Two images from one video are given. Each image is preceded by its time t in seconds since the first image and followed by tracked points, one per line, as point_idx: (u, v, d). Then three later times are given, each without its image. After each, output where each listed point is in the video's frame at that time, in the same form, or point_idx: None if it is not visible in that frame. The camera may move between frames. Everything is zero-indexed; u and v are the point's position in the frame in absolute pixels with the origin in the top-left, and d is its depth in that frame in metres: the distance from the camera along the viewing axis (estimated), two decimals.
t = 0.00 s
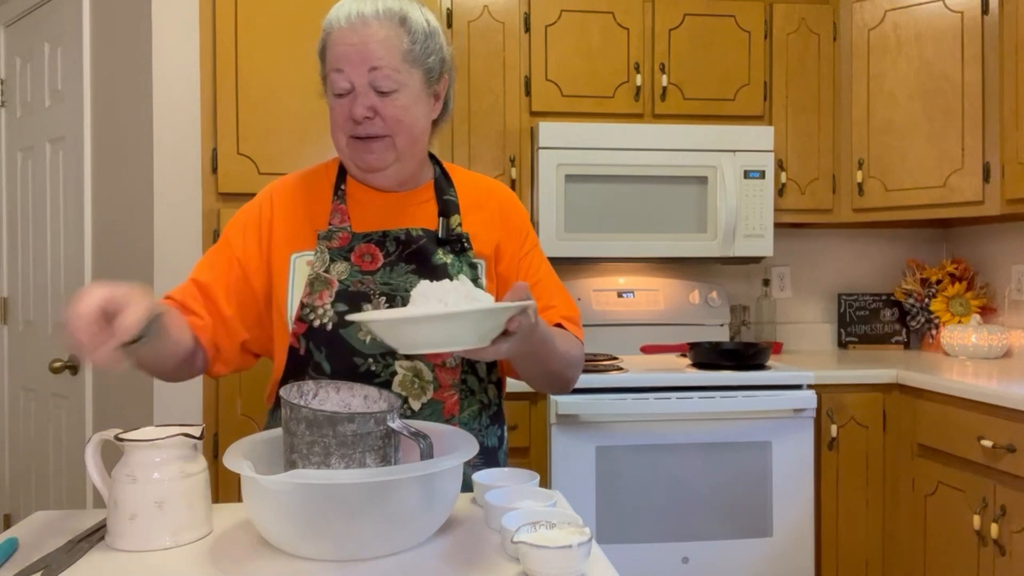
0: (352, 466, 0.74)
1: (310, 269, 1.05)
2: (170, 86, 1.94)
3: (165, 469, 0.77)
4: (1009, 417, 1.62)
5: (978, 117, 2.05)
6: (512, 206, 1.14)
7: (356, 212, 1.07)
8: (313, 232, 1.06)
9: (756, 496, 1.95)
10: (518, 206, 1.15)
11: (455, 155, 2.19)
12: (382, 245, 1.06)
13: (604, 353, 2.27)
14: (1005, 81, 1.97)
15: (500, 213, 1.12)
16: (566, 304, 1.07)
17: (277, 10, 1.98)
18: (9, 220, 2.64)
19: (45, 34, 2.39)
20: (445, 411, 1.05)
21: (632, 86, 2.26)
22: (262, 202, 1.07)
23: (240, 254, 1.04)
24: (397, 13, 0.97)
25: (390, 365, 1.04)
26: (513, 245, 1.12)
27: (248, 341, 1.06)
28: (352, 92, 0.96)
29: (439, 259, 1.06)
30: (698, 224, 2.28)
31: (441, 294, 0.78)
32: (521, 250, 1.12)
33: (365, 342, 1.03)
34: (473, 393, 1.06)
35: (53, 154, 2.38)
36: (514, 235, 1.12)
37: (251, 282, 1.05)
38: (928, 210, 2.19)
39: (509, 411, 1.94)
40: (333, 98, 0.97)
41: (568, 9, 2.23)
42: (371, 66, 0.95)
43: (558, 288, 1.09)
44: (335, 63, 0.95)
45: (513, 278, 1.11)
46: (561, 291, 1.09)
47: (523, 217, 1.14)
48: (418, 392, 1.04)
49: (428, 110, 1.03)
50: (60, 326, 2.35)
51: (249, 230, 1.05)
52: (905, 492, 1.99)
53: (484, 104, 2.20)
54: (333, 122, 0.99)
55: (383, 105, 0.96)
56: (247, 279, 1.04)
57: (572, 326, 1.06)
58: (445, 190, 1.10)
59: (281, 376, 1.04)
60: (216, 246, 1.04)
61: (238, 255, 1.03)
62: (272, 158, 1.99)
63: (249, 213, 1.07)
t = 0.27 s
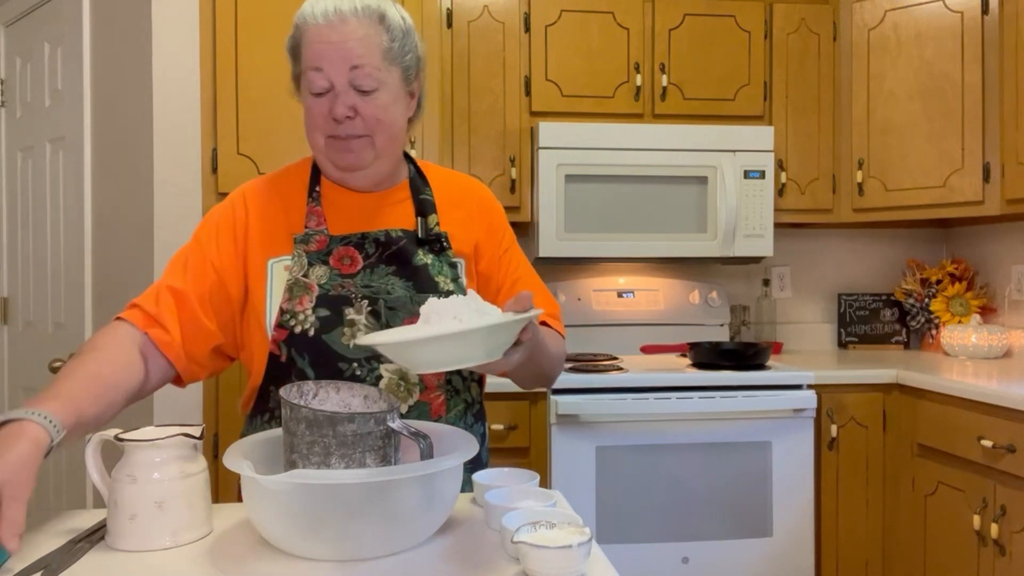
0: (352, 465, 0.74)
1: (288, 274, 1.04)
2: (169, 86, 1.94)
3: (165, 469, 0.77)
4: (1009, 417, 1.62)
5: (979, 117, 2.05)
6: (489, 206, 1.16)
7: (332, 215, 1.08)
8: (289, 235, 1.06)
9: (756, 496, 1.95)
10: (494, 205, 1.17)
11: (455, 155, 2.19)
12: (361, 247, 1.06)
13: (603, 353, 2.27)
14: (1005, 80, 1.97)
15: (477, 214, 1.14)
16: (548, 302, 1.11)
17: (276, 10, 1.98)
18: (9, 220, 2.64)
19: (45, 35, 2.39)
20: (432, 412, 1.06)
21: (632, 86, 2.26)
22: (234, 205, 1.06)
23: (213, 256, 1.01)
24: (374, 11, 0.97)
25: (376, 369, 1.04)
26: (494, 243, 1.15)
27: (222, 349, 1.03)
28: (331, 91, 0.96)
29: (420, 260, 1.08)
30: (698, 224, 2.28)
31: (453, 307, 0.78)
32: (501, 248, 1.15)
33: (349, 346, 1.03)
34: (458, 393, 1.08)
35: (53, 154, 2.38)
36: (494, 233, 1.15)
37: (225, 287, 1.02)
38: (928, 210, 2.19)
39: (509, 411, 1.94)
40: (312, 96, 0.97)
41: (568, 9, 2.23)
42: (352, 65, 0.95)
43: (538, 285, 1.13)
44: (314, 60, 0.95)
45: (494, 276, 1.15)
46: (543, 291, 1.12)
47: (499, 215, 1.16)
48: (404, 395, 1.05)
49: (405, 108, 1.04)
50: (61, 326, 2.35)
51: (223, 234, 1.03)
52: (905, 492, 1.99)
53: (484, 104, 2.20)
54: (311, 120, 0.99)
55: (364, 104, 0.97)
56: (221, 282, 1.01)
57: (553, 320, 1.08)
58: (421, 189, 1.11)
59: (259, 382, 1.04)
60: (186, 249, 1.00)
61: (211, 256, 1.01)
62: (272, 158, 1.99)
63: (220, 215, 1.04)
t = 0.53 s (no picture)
0: (352, 466, 0.74)
1: (272, 277, 1.04)
2: (170, 86, 1.94)
3: (165, 470, 0.77)
4: (1009, 417, 1.62)
5: (979, 117, 2.05)
6: (474, 207, 1.16)
7: (317, 217, 1.08)
8: (274, 237, 1.06)
9: (755, 495, 1.95)
10: (478, 206, 1.17)
11: (456, 155, 2.19)
12: (347, 249, 1.06)
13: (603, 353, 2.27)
14: (1005, 80, 1.97)
15: (462, 215, 1.14)
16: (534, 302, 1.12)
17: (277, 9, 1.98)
18: (9, 220, 2.64)
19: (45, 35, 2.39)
20: (420, 414, 1.05)
21: (631, 86, 2.26)
22: (215, 209, 1.05)
23: (196, 258, 1.00)
24: (374, 7, 0.99)
25: (364, 372, 1.04)
26: (478, 244, 1.15)
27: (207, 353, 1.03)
28: (337, 85, 0.97)
29: (406, 261, 1.08)
30: (698, 224, 2.28)
31: (451, 313, 0.77)
32: (485, 248, 1.15)
33: (337, 349, 1.03)
34: (446, 394, 1.07)
35: (53, 154, 2.38)
36: (479, 234, 1.15)
37: (208, 290, 1.01)
38: (928, 210, 2.19)
39: (509, 411, 1.94)
40: (315, 91, 0.97)
41: (568, 9, 2.23)
42: (359, 59, 0.96)
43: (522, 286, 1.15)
44: (319, 55, 0.96)
45: (479, 277, 1.15)
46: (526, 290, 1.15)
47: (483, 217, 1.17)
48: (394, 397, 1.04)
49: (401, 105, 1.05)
50: (61, 326, 2.35)
51: (206, 238, 1.02)
52: (905, 492, 1.99)
53: (484, 105, 2.20)
54: (312, 116, 0.98)
55: (370, 99, 0.98)
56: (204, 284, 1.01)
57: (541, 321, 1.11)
58: (406, 190, 1.11)
59: (243, 387, 1.03)
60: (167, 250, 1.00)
61: (194, 258, 1.00)
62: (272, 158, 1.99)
63: (202, 217, 1.04)
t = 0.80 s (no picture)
0: (352, 466, 0.74)
1: (267, 278, 1.04)
2: (170, 86, 1.94)
3: (165, 470, 0.77)
4: (1009, 417, 1.62)
5: (979, 117, 2.05)
6: (469, 207, 1.17)
7: (313, 218, 1.08)
8: (270, 238, 1.06)
9: (755, 495, 1.95)
10: (475, 207, 1.18)
11: (456, 156, 2.19)
12: (343, 250, 1.06)
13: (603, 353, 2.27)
14: (1005, 80, 1.97)
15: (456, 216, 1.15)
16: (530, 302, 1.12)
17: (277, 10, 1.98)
18: (9, 220, 2.64)
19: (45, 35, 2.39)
20: (415, 416, 1.05)
21: (631, 86, 2.26)
22: (207, 208, 1.05)
23: (185, 258, 1.01)
24: (380, 9, 0.99)
25: (359, 374, 1.03)
26: (474, 246, 1.16)
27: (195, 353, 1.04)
28: (340, 86, 0.97)
29: (402, 263, 1.08)
30: (698, 224, 2.28)
31: (451, 315, 0.77)
32: (481, 250, 1.16)
33: (333, 352, 1.02)
34: (440, 397, 1.07)
35: (53, 154, 2.38)
36: (474, 235, 1.16)
37: (197, 289, 1.02)
38: (928, 210, 2.19)
39: (509, 411, 1.94)
40: (317, 91, 0.97)
41: (568, 9, 2.23)
42: (363, 61, 0.96)
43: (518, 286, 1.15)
44: (323, 55, 0.96)
45: (476, 279, 1.16)
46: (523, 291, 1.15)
47: (479, 218, 1.18)
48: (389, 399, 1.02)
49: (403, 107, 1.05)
50: (61, 326, 2.35)
51: (196, 242, 1.03)
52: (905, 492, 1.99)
53: (484, 105, 2.20)
54: (314, 116, 0.98)
55: (372, 101, 0.98)
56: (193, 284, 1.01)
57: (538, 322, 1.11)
58: (402, 192, 1.11)
59: (237, 388, 1.03)
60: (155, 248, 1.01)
61: (183, 257, 1.01)
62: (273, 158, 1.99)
63: (195, 215, 1.04)
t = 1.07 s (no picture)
0: (352, 466, 0.74)
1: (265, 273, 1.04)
2: (170, 86, 1.94)
3: (164, 470, 0.77)
4: (1009, 417, 1.62)
5: (979, 117, 2.05)
6: (467, 208, 1.17)
7: (312, 216, 1.07)
8: (269, 235, 1.05)
9: (755, 495, 1.95)
10: (473, 208, 1.18)
11: (456, 156, 2.19)
12: (342, 248, 1.06)
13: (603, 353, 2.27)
14: (1005, 80, 1.97)
15: (455, 216, 1.15)
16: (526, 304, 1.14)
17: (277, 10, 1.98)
18: (9, 220, 2.64)
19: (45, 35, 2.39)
20: (412, 415, 1.05)
21: (632, 86, 2.26)
22: (212, 197, 1.06)
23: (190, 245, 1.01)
24: (380, 11, 0.99)
25: (357, 372, 1.03)
26: (471, 245, 1.16)
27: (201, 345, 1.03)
28: (338, 87, 0.97)
29: (401, 262, 1.08)
30: (698, 224, 2.28)
31: (429, 314, 0.81)
32: (478, 250, 1.17)
33: (331, 349, 1.02)
34: (438, 396, 1.07)
35: (53, 154, 2.38)
36: (472, 236, 1.17)
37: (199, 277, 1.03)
38: (928, 210, 2.19)
39: (509, 411, 1.94)
40: (315, 92, 0.97)
41: (568, 9, 2.23)
42: (362, 63, 0.96)
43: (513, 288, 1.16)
44: (322, 56, 0.96)
45: (472, 279, 1.17)
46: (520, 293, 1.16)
47: (477, 218, 1.18)
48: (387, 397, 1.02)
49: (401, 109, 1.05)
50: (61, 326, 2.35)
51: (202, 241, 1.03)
52: (905, 492, 1.99)
53: (484, 105, 2.20)
54: (312, 116, 0.99)
55: (370, 103, 0.98)
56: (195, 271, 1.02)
57: (533, 323, 1.11)
58: (401, 192, 1.11)
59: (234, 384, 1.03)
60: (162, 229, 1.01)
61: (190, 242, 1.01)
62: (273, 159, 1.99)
63: (201, 204, 1.05)
